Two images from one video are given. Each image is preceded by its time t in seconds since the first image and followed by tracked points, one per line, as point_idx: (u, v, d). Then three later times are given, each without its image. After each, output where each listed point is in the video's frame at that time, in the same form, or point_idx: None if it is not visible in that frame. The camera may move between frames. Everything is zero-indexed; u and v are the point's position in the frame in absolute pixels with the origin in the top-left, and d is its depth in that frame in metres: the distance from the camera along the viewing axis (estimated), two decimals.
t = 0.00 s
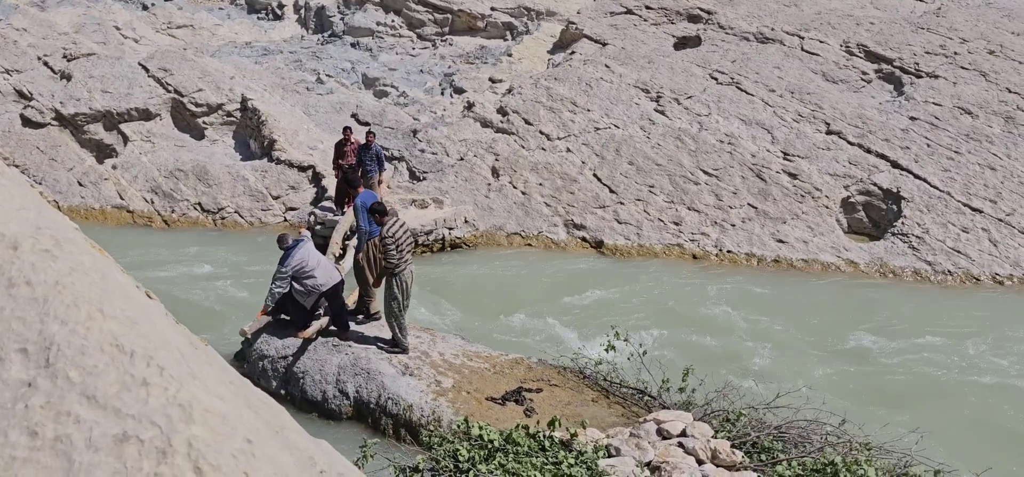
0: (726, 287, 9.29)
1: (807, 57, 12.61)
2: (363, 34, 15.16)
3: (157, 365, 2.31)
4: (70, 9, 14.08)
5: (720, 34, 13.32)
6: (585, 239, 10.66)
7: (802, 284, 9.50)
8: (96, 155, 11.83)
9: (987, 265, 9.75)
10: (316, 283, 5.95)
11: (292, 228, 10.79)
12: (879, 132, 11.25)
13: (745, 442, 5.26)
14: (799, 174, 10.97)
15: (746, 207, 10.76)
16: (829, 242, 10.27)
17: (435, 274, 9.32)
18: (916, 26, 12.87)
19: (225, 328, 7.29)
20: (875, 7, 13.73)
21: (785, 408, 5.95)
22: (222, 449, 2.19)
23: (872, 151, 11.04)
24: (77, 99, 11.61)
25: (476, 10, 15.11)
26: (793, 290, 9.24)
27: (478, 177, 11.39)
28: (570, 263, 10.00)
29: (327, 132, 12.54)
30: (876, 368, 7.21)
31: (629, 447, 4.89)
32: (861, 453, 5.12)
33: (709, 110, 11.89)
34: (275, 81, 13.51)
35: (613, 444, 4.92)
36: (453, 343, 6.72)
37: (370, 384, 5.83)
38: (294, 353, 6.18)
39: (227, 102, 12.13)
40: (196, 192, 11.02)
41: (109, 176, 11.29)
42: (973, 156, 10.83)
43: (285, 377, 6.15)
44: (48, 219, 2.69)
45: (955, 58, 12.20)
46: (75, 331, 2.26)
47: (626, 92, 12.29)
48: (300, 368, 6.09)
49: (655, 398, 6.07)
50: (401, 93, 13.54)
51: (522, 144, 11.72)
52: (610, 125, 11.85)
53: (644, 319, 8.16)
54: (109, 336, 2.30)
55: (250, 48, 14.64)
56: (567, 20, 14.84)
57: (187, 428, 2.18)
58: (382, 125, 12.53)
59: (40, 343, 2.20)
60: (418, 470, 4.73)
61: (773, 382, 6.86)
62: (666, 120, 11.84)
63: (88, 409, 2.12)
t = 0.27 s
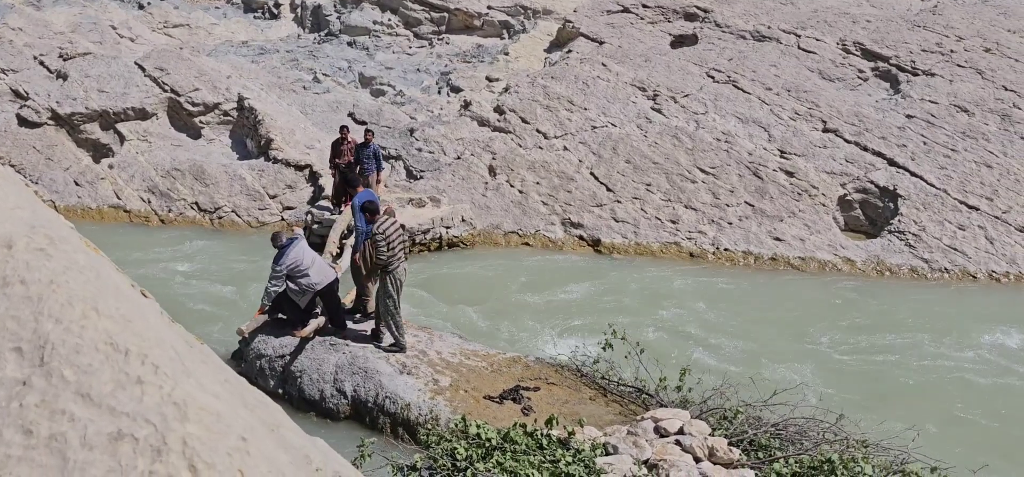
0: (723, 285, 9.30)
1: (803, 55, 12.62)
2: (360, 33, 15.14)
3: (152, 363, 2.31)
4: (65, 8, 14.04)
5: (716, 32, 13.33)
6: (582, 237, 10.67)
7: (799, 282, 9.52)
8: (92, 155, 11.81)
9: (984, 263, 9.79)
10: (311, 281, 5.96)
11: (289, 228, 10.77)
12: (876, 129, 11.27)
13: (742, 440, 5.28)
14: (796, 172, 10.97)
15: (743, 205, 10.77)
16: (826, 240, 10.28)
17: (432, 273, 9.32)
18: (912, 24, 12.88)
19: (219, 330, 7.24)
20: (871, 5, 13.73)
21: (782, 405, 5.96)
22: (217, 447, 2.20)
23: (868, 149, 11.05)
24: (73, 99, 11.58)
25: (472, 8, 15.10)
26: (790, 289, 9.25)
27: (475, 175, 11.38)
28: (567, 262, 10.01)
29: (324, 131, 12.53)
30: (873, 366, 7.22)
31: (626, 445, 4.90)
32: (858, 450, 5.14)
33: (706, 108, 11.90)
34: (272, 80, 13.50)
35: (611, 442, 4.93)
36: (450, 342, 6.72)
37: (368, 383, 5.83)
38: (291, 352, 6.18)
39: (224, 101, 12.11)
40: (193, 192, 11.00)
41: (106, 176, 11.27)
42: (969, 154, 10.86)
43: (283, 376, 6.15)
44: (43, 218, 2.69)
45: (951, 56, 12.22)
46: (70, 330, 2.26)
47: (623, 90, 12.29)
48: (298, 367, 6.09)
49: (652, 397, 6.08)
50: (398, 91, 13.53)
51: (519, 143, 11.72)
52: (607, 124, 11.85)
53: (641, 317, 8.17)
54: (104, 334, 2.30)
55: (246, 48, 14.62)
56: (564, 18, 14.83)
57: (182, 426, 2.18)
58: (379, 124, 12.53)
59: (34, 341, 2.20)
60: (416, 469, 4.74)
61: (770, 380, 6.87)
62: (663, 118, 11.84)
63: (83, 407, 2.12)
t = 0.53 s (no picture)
0: (723, 284, 9.30)
1: (802, 54, 12.62)
2: (358, 32, 15.13)
3: (150, 361, 2.32)
4: (64, 8, 14.02)
5: (715, 31, 13.33)
6: (581, 236, 10.67)
7: (798, 282, 9.52)
8: (91, 155, 11.80)
9: (982, 261, 9.81)
10: (308, 280, 5.95)
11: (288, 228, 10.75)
12: (874, 128, 11.28)
13: (741, 438, 5.28)
14: (794, 170, 10.98)
15: (742, 203, 10.77)
16: (825, 238, 10.29)
17: (432, 273, 9.32)
18: (911, 22, 12.89)
19: (218, 331, 7.21)
20: (869, 3, 13.73)
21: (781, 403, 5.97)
22: (215, 444, 2.20)
23: (867, 147, 11.06)
24: (72, 99, 11.58)
25: (471, 7, 15.09)
26: (789, 288, 9.25)
27: (474, 175, 11.38)
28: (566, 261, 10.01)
29: (323, 131, 12.53)
30: (872, 364, 7.22)
31: (625, 444, 4.91)
32: (858, 448, 5.14)
33: (705, 107, 11.90)
34: (271, 79, 13.50)
35: (610, 441, 4.92)
36: (449, 341, 6.72)
37: (367, 382, 5.84)
38: (290, 352, 6.18)
39: (222, 101, 12.10)
40: (192, 192, 11.00)
41: (104, 176, 11.26)
42: (968, 152, 10.87)
43: (282, 376, 6.15)
44: (42, 217, 2.69)
45: (950, 54, 12.23)
46: (67, 328, 2.26)
47: (622, 89, 12.29)
48: (297, 366, 6.09)
49: (652, 395, 6.08)
50: (396, 91, 13.53)
51: (518, 142, 11.72)
52: (606, 123, 11.85)
53: (640, 316, 8.17)
54: (102, 333, 2.31)
55: (245, 47, 14.62)
56: (563, 17, 14.82)
57: (179, 424, 2.19)
58: (378, 124, 12.54)
59: (32, 340, 2.20)
60: (415, 468, 4.74)
61: (769, 378, 6.87)
62: (662, 117, 11.84)
63: (80, 405, 2.12)
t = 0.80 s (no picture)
0: (724, 285, 9.30)
1: (802, 54, 12.62)
2: (359, 33, 15.14)
3: (149, 361, 2.32)
4: (64, 9, 14.02)
5: (715, 31, 13.33)
6: (582, 237, 10.67)
7: (799, 282, 9.51)
8: (92, 156, 11.82)
9: (983, 260, 9.81)
10: (308, 282, 5.94)
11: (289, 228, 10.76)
12: (875, 127, 11.28)
13: (741, 438, 5.28)
14: (795, 170, 10.98)
15: (742, 203, 10.77)
16: (825, 238, 10.29)
17: (432, 273, 9.33)
18: (911, 22, 12.89)
19: (219, 330, 7.24)
20: (870, 3, 13.73)
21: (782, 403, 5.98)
22: (215, 444, 2.20)
23: (867, 147, 11.05)
24: (72, 100, 11.59)
25: (471, 8, 15.08)
26: (789, 288, 9.25)
27: (474, 175, 11.39)
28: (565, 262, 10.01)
29: (323, 131, 12.54)
30: (873, 363, 7.22)
31: (626, 443, 4.91)
32: (858, 448, 5.13)
33: (705, 107, 11.89)
34: (271, 80, 13.51)
35: (611, 441, 4.92)
36: (450, 341, 6.72)
37: (368, 382, 5.84)
38: (291, 352, 6.19)
39: (223, 102, 12.11)
40: (192, 192, 11.01)
41: (105, 177, 11.27)
42: (968, 152, 10.87)
43: (283, 376, 6.15)
44: (42, 217, 2.69)
45: (950, 54, 12.23)
46: (67, 328, 2.27)
47: (622, 90, 12.28)
48: (298, 367, 6.09)
49: (652, 395, 6.08)
50: (397, 91, 13.53)
51: (518, 142, 11.72)
52: (606, 123, 11.85)
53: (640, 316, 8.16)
54: (102, 333, 2.31)
55: (245, 48, 14.63)
56: (563, 18, 14.81)
57: (179, 424, 2.19)
58: (378, 124, 12.55)
59: (32, 340, 2.21)
60: (416, 468, 4.73)
61: (770, 378, 6.87)
62: (662, 117, 11.85)
63: (80, 405, 2.13)
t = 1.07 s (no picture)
0: (726, 286, 9.28)
1: (803, 55, 12.62)
2: (359, 34, 15.15)
3: (149, 361, 2.32)
4: (65, 11, 14.04)
5: (716, 32, 13.33)
6: (583, 238, 10.67)
7: (800, 283, 9.50)
8: (93, 157, 11.83)
9: (984, 261, 9.81)
10: (310, 283, 5.98)
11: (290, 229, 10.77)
12: (876, 128, 11.27)
13: (742, 439, 5.28)
14: (796, 171, 10.98)
15: (744, 204, 10.77)
16: (826, 239, 10.29)
17: (434, 274, 9.30)
18: (912, 23, 12.88)
19: (220, 330, 7.28)
20: (870, 3, 13.72)
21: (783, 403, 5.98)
22: (215, 444, 2.21)
23: (868, 148, 11.05)
24: (73, 102, 11.61)
25: (472, 9, 15.09)
26: (788, 288, 9.25)
27: (475, 176, 11.39)
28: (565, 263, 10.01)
29: (324, 133, 12.54)
30: (875, 365, 7.22)
31: (627, 444, 4.90)
32: (859, 449, 5.13)
33: (706, 108, 11.89)
34: (272, 82, 13.52)
35: (612, 442, 4.93)
36: (451, 343, 6.72)
37: (369, 384, 5.85)
38: (292, 353, 6.19)
39: (224, 103, 12.12)
40: (193, 193, 11.02)
41: (106, 179, 11.28)
42: (969, 153, 10.87)
43: (284, 378, 6.15)
44: (42, 218, 2.70)
45: (951, 55, 12.22)
46: (67, 329, 2.27)
47: (623, 91, 12.28)
48: (299, 368, 6.10)
49: (653, 396, 6.07)
50: (398, 93, 13.54)
51: (519, 143, 11.73)
52: (607, 124, 11.85)
53: (640, 318, 8.16)
54: (101, 333, 2.32)
55: (246, 50, 14.64)
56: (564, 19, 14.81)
57: (179, 424, 2.19)
58: (379, 126, 12.56)
59: (32, 341, 2.21)
60: (417, 470, 4.74)
61: (771, 379, 6.87)
62: (663, 118, 11.85)
63: (80, 405, 2.13)
